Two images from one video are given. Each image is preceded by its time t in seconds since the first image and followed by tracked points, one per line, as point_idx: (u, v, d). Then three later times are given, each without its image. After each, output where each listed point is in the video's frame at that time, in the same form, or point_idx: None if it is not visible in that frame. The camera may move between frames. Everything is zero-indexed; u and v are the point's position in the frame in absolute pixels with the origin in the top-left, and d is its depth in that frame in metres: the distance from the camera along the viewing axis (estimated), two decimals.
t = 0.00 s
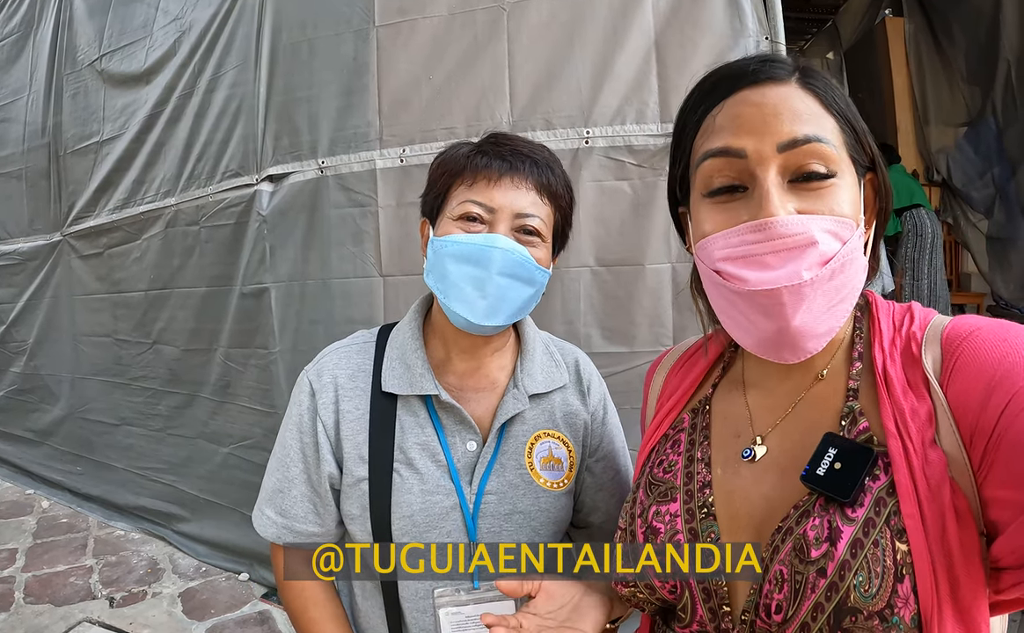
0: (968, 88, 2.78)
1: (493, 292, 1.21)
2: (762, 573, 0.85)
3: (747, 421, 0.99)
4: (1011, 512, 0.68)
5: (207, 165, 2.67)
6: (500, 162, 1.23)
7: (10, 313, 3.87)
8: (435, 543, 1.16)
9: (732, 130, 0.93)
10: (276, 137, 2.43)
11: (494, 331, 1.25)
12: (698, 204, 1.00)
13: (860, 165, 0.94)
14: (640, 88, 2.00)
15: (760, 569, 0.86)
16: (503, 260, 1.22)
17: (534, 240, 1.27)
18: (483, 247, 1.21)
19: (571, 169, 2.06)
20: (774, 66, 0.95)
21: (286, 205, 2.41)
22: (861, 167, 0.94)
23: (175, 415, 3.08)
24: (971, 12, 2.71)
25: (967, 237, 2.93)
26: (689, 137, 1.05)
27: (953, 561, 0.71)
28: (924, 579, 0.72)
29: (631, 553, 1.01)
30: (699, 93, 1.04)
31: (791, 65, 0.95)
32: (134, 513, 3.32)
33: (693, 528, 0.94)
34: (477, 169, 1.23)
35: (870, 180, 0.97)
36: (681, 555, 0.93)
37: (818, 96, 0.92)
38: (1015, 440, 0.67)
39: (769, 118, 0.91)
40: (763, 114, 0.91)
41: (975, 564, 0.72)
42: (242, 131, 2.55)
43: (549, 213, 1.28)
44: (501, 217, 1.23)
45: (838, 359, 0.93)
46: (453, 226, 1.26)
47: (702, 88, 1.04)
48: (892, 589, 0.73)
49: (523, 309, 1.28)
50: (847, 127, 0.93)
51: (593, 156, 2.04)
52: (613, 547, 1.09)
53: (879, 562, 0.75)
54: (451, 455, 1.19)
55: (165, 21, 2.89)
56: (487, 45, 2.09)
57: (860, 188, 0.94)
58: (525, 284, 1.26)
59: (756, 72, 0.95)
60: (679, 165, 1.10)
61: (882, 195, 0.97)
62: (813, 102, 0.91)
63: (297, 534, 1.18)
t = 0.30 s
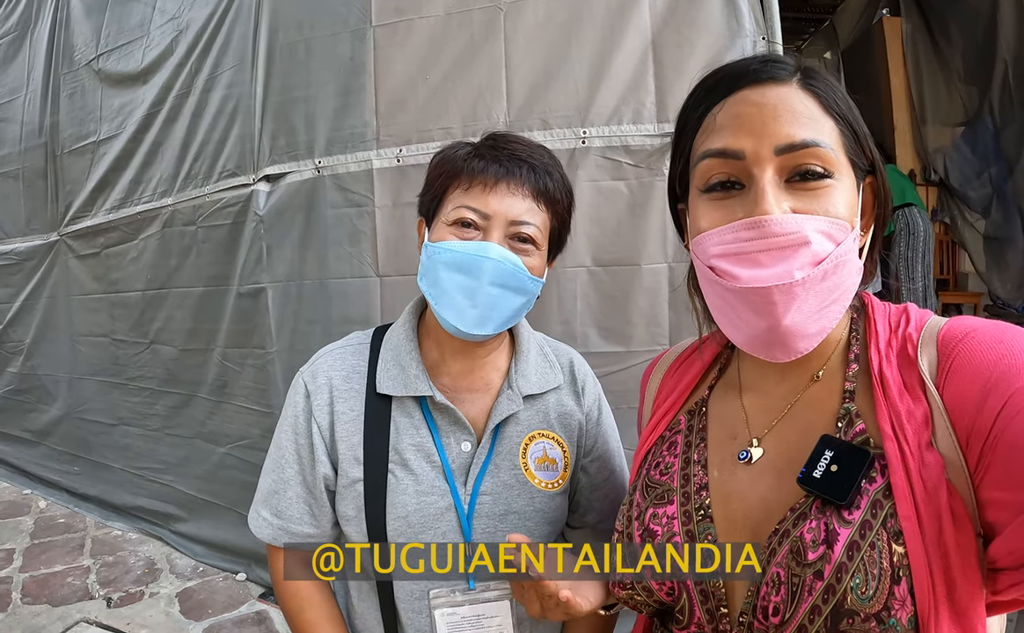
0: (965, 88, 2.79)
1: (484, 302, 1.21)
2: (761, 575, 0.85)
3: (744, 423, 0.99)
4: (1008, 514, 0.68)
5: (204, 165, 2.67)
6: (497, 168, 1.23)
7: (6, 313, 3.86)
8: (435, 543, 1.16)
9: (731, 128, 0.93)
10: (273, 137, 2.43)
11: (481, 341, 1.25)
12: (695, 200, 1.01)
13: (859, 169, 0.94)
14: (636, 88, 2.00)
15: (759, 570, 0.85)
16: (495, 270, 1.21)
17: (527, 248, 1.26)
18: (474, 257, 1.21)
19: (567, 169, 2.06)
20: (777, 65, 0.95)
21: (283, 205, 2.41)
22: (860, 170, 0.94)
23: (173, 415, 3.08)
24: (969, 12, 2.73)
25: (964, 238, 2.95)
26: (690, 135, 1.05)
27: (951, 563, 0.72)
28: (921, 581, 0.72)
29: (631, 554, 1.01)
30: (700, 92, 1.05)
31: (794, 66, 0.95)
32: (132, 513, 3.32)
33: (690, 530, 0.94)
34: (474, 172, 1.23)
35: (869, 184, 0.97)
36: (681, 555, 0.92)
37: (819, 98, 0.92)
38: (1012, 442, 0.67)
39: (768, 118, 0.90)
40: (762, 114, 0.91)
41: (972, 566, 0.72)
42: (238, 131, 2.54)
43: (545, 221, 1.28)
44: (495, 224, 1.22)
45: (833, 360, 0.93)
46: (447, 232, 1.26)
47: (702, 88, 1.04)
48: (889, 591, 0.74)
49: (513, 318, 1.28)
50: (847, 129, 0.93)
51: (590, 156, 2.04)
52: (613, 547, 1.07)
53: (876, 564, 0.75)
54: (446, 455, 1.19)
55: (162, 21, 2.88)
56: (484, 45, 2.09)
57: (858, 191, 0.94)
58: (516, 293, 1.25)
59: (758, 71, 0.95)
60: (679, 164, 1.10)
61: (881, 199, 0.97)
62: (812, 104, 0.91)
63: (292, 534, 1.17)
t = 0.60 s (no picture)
0: (962, 88, 2.80)
1: (483, 289, 1.20)
2: (762, 571, 0.85)
3: (744, 419, 0.99)
4: (1009, 508, 0.68)
5: (201, 163, 2.67)
6: (493, 158, 1.24)
7: (4, 312, 3.85)
8: (435, 543, 1.16)
9: (727, 124, 0.93)
10: (271, 135, 2.43)
11: (484, 327, 1.24)
12: (693, 195, 1.01)
13: (857, 164, 0.94)
14: (634, 86, 2.00)
15: (760, 568, 0.85)
16: (492, 255, 1.21)
17: (525, 238, 1.26)
18: (472, 242, 1.21)
19: (565, 167, 2.05)
20: (773, 63, 0.94)
21: (281, 204, 2.41)
22: (858, 166, 0.94)
23: (170, 414, 3.08)
24: (967, 12, 2.73)
25: (961, 237, 2.95)
26: (689, 132, 1.05)
27: (951, 558, 0.72)
28: (922, 575, 0.72)
29: (631, 553, 1.00)
30: (697, 91, 1.05)
31: (791, 63, 0.94)
32: (130, 512, 3.32)
33: (691, 527, 0.93)
34: (470, 164, 1.24)
35: (867, 180, 0.97)
36: (681, 555, 0.92)
37: (815, 95, 0.92)
38: (1012, 436, 0.67)
39: (764, 114, 0.91)
40: (758, 110, 0.91)
41: (973, 561, 0.72)
42: (236, 129, 2.54)
43: (541, 210, 1.27)
44: (492, 212, 1.22)
45: (833, 356, 0.93)
46: (444, 221, 1.26)
47: (701, 86, 1.04)
48: (890, 586, 0.74)
49: (513, 306, 1.27)
50: (844, 126, 0.93)
51: (588, 154, 2.04)
52: (613, 546, 1.08)
53: (877, 559, 0.75)
54: (442, 452, 1.19)
55: (160, 19, 2.88)
56: (482, 43, 2.09)
57: (855, 186, 0.94)
58: (513, 281, 1.24)
59: (754, 69, 0.95)
60: (679, 161, 1.10)
61: (879, 194, 0.97)
62: (809, 101, 0.91)
63: (289, 532, 1.17)
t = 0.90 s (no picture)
0: (961, 88, 2.81)
1: (477, 306, 1.21)
2: (762, 574, 0.85)
3: (745, 423, 0.99)
4: (1010, 512, 0.68)
5: (199, 163, 2.66)
6: (496, 168, 1.23)
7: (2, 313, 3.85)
8: (436, 543, 1.16)
9: (728, 127, 0.93)
10: (269, 135, 2.42)
11: (477, 342, 1.24)
12: (694, 198, 1.00)
13: (858, 167, 0.93)
14: (633, 86, 2.00)
15: (760, 570, 0.85)
16: (489, 273, 1.20)
17: (525, 252, 1.25)
18: (468, 258, 1.21)
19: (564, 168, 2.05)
20: (773, 66, 0.94)
21: (279, 204, 2.40)
22: (858, 168, 0.94)
23: (168, 415, 3.07)
24: (966, 12, 2.74)
25: (960, 238, 2.94)
26: (689, 136, 1.04)
27: (952, 562, 0.72)
28: (922, 580, 0.72)
29: (631, 554, 1.01)
30: (697, 95, 1.04)
31: (790, 66, 0.94)
32: (128, 513, 3.31)
33: (692, 530, 0.93)
34: (472, 173, 1.23)
35: (867, 183, 0.97)
36: (681, 555, 0.92)
37: (816, 97, 0.92)
38: (1013, 440, 0.67)
39: (764, 116, 0.90)
40: (759, 112, 0.90)
41: (975, 565, 0.72)
42: (234, 129, 2.54)
43: (543, 223, 1.27)
44: (492, 225, 1.22)
45: (834, 360, 0.93)
46: (443, 232, 1.25)
47: (701, 90, 1.03)
48: (890, 590, 0.74)
49: (507, 321, 1.27)
50: (844, 128, 0.93)
51: (587, 154, 2.04)
52: (613, 547, 1.08)
53: (877, 563, 0.75)
54: (439, 456, 1.19)
55: (158, 19, 2.87)
56: (481, 43, 2.09)
57: (856, 188, 0.94)
58: (510, 297, 1.25)
59: (754, 72, 0.95)
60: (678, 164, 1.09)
61: (880, 197, 0.97)
62: (809, 103, 0.91)
63: (287, 534, 1.17)
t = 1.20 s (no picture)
0: (959, 88, 2.81)
1: (477, 314, 1.21)
2: (763, 574, 0.85)
3: (745, 426, 0.98)
4: (1010, 516, 0.68)
5: (197, 164, 2.65)
6: (502, 172, 1.22)
7: None
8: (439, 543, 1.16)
9: (728, 131, 0.93)
10: (266, 136, 2.42)
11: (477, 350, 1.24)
12: (694, 201, 1.00)
13: (858, 170, 0.93)
14: (631, 86, 2.00)
15: (761, 569, 0.85)
16: (489, 281, 1.20)
17: (527, 258, 1.25)
18: (470, 265, 1.20)
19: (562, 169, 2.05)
20: (773, 70, 0.94)
21: (276, 204, 2.40)
22: (859, 172, 0.93)
23: (165, 415, 3.07)
24: (964, 12, 2.74)
25: (958, 238, 2.93)
26: (690, 139, 1.04)
27: (951, 566, 0.71)
28: (921, 584, 0.71)
29: (630, 554, 1.00)
30: (697, 99, 1.04)
31: (790, 70, 0.94)
32: (125, 514, 3.31)
33: (690, 533, 0.93)
34: (478, 177, 1.23)
35: (868, 186, 0.97)
36: (681, 555, 0.91)
37: (816, 101, 0.91)
38: (1013, 443, 0.67)
39: (765, 120, 0.90)
40: (760, 116, 0.90)
41: (974, 569, 0.72)
42: (231, 129, 2.53)
43: (547, 231, 1.26)
44: (494, 231, 1.21)
45: (834, 364, 0.93)
46: (445, 236, 1.25)
47: (701, 93, 1.03)
48: (890, 594, 0.73)
49: (508, 330, 1.27)
50: (844, 131, 0.92)
51: (584, 155, 2.04)
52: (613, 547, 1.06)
53: (877, 567, 0.74)
54: (433, 462, 1.18)
55: (155, 19, 2.87)
56: (478, 43, 2.08)
57: (857, 191, 0.94)
58: (511, 306, 1.24)
59: (755, 76, 0.94)
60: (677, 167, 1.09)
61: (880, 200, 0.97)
62: (810, 107, 0.91)
63: (278, 533, 1.17)
